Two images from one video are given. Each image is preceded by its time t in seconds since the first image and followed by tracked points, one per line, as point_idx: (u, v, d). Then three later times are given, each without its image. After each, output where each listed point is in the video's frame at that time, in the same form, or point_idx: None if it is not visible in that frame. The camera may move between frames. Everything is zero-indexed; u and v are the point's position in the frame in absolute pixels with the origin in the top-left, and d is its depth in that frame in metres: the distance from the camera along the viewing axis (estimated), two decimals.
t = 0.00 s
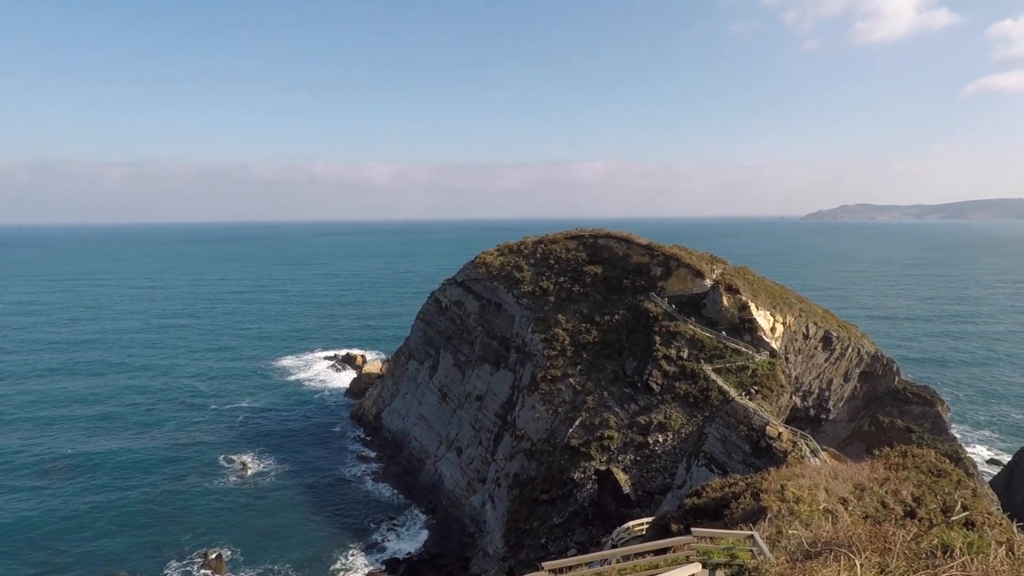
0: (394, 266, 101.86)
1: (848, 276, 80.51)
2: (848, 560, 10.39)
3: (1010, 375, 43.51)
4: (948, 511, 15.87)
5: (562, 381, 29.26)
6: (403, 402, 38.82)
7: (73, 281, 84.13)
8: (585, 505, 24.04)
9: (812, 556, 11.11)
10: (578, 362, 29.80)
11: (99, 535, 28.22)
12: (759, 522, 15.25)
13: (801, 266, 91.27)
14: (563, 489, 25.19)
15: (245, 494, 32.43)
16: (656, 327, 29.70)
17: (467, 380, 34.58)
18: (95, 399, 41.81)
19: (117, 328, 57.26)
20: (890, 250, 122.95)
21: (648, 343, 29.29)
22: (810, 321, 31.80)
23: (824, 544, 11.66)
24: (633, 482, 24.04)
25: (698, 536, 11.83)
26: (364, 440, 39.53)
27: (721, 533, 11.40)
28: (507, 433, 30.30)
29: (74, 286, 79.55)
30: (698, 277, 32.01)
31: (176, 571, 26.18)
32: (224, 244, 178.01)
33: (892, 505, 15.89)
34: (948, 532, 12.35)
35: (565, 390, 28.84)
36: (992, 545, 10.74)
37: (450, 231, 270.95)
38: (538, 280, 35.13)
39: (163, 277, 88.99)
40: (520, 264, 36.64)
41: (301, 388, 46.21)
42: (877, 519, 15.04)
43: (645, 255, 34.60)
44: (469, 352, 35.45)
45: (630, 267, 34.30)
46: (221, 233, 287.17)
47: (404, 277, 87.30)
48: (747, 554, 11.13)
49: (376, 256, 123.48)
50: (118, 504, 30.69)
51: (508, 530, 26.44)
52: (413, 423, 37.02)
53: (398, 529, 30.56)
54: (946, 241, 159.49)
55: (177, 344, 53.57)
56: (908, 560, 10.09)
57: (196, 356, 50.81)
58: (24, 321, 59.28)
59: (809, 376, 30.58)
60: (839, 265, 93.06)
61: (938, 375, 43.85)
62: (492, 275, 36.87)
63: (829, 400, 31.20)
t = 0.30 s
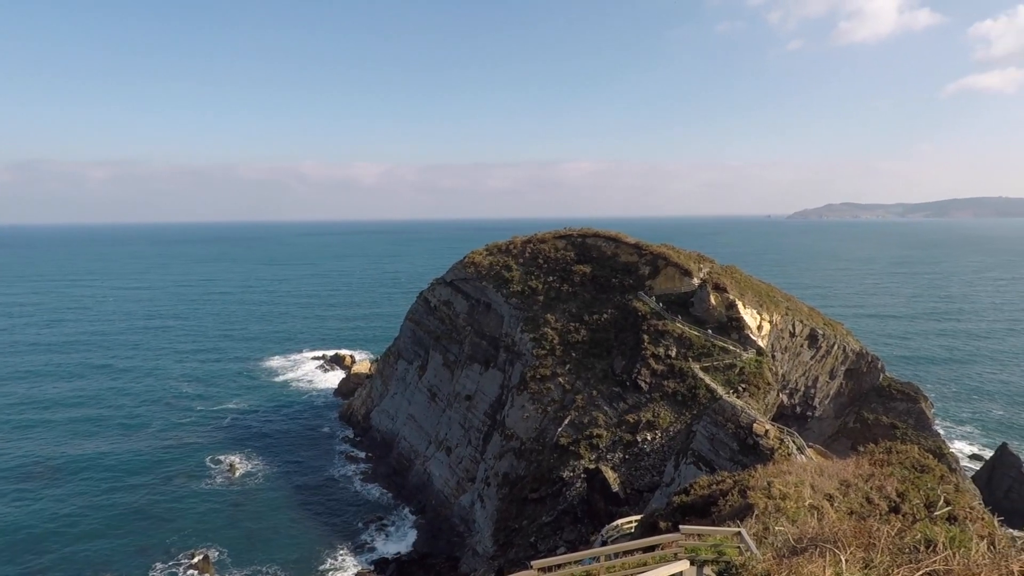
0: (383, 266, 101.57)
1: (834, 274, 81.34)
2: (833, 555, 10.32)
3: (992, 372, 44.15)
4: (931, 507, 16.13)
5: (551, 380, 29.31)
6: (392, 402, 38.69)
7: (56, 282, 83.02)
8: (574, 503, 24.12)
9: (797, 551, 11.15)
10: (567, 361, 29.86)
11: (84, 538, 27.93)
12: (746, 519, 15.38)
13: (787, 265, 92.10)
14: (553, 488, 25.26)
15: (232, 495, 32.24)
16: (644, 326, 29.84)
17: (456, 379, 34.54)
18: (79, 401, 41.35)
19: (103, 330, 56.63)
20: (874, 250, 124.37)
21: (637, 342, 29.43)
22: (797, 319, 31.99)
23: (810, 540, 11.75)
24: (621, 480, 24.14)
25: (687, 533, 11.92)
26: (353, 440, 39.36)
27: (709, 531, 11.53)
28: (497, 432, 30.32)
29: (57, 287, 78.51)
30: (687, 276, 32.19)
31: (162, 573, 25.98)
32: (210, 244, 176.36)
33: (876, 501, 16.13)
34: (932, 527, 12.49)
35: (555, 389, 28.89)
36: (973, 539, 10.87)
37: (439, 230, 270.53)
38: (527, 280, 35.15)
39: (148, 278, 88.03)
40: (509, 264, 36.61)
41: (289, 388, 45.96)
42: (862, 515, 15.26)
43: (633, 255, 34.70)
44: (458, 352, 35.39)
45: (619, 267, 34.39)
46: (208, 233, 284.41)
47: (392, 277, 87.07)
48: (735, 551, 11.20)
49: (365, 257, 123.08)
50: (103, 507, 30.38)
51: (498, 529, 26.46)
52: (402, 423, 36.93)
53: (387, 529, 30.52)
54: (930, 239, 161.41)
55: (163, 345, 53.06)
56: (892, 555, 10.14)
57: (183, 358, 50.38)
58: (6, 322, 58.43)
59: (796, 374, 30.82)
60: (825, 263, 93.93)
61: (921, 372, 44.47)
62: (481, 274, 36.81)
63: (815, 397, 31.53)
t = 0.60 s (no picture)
0: (375, 267, 101.46)
1: (825, 272, 81.78)
2: (821, 550, 10.18)
3: (980, 368, 44.59)
4: (918, 501, 16.32)
5: (542, 379, 29.42)
6: (383, 403, 38.72)
7: (46, 285, 82.51)
8: (565, 502, 24.25)
9: (785, 545, 11.19)
10: (558, 361, 29.99)
11: (75, 542, 27.90)
12: (735, 516, 15.49)
13: (777, 263, 92.57)
14: (544, 487, 25.40)
15: (224, 497, 32.25)
16: (634, 325, 29.99)
17: (447, 379, 34.61)
18: (69, 405, 41.21)
19: (92, 333, 56.29)
20: (865, 247, 125.06)
21: (627, 340, 29.58)
22: (786, 316, 32.15)
23: (798, 535, 11.74)
24: (612, 478, 24.28)
25: (678, 531, 12.05)
26: (345, 441, 39.38)
27: (699, 528, 11.65)
28: (488, 432, 30.43)
29: (47, 290, 78.03)
30: (676, 274, 32.34)
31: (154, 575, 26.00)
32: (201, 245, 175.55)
33: (865, 496, 16.29)
34: (918, 522, 12.58)
35: (545, 388, 28.99)
36: (958, 530, 10.99)
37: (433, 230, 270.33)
38: (517, 279, 35.23)
39: (139, 280, 87.65)
40: (500, 264, 36.69)
41: (280, 390, 45.95)
42: (850, 510, 15.43)
43: (623, 254, 34.83)
44: (449, 352, 35.45)
45: (609, 266, 34.51)
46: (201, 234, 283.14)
47: (384, 278, 87.07)
48: (724, 547, 11.32)
49: (357, 257, 123.00)
50: (94, 510, 30.35)
51: (489, 528, 26.56)
52: (394, 423, 36.98)
53: (380, 530, 30.58)
54: (922, 236, 162.16)
55: (154, 347, 52.90)
56: (880, 549, 9.99)
57: (175, 360, 50.23)
58: None
59: (785, 371, 31.00)
60: (815, 261, 94.48)
61: (909, 368, 44.83)
62: (472, 275, 36.86)
63: (803, 394, 31.76)
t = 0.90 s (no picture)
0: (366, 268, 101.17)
1: (814, 270, 82.47)
2: (810, 546, 10.26)
3: (966, 363, 45.15)
4: (906, 495, 16.55)
5: (533, 379, 29.47)
6: (375, 404, 38.62)
7: (31, 288, 81.57)
8: (557, 501, 24.32)
9: (774, 541, 11.30)
10: (549, 360, 30.07)
11: (63, 547, 27.66)
12: (726, 513, 15.59)
13: (766, 261, 93.22)
14: (537, 486, 25.46)
15: (215, 499, 32.09)
16: (625, 324, 30.10)
17: (438, 380, 34.58)
18: (57, 409, 40.82)
19: (80, 337, 55.76)
20: (852, 245, 126.23)
21: (618, 340, 29.69)
22: (775, 314, 32.35)
23: (787, 531, 11.84)
24: (604, 477, 24.36)
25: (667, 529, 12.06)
26: (336, 442, 39.24)
27: (689, 525, 11.70)
28: (480, 432, 30.44)
29: (33, 293, 77.21)
30: (666, 273, 32.51)
31: None
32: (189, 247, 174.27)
33: (854, 492, 16.48)
34: (905, 516, 12.74)
35: (537, 388, 29.04)
36: (943, 524, 11.17)
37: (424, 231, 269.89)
38: (508, 280, 35.26)
39: (127, 282, 86.89)
40: (490, 264, 36.69)
41: (271, 392, 45.72)
42: (839, 505, 15.62)
43: (613, 254, 34.94)
44: (440, 352, 35.40)
45: (599, 266, 34.60)
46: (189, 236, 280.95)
47: (375, 279, 86.86)
48: (715, 544, 11.43)
49: (348, 258, 122.63)
50: (82, 515, 30.10)
51: (482, 528, 26.56)
52: (386, 425, 36.90)
53: (372, 531, 30.53)
54: (908, 234, 163.77)
55: (142, 351, 52.46)
56: (867, 544, 10.07)
57: (164, 363, 49.88)
58: None
59: (775, 368, 31.18)
60: (804, 259, 95.24)
61: (897, 365, 45.30)
62: (462, 275, 36.82)
63: (793, 391, 31.99)
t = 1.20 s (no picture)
0: (355, 269, 100.68)
1: (800, 268, 83.17)
2: (797, 541, 10.37)
3: (950, 360, 45.76)
4: (892, 490, 16.77)
5: (524, 379, 29.46)
6: (365, 406, 38.44)
7: (13, 292, 80.33)
8: (549, 501, 24.35)
9: (762, 537, 11.41)
10: (539, 360, 30.09)
11: (48, 556, 27.29)
12: (715, 510, 15.67)
13: (754, 259, 94.00)
14: (528, 486, 25.48)
15: (203, 504, 31.82)
16: (614, 323, 30.19)
17: (429, 381, 34.47)
18: (41, 416, 40.27)
19: (63, 341, 54.94)
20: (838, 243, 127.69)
21: (607, 339, 29.75)
22: (763, 312, 32.57)
23: (775, 527, 11.95)
24: (596, 476, 24.40)
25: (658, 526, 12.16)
26: (326, 445, 39.02)
27: (679, 523, 11.78)
28: (471, 433, 30.38)
29: (16, 297, 76.06)
30: (655, 273, 32.65)
31: None
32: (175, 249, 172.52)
33: (842, 487, 16.66)
34: (890, 511, 12.91)
35: (527, 388, 29.03)
36: (927, 517, 11.33)
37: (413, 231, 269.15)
38: (498, 280, 35.23)
39: (112, 285, 85.87)
40: (480, 264, 36.63)
41: (259, 395, 45.41)
42: (826, 501, 15.80)
43: (603, 254, 35.01)
44: (430, 353, 35.29)
45: (589, 265, 34.66)
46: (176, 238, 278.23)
47: (364, 280, 86.52)
48: (704, 541, 11.51)
49: (337, 259, 122.11)
50: (68, 522, 29.73)
51: (473, 529, 26.51)
52: (376, 426, 36.74)
53: (363, 534, 30.38)
54: (893, 232, 165.84)
55: (128, 355, 51.92)
56: (852, 539, 10.19)
57: (151, 367, 49.40)
58: None
59: (763, 365, 31.39)
60: (791, 257, 96.10)
61: (883, 361, 45.82)
62: (452, 276, 36.72)
63: (782, 388, 32.25)
